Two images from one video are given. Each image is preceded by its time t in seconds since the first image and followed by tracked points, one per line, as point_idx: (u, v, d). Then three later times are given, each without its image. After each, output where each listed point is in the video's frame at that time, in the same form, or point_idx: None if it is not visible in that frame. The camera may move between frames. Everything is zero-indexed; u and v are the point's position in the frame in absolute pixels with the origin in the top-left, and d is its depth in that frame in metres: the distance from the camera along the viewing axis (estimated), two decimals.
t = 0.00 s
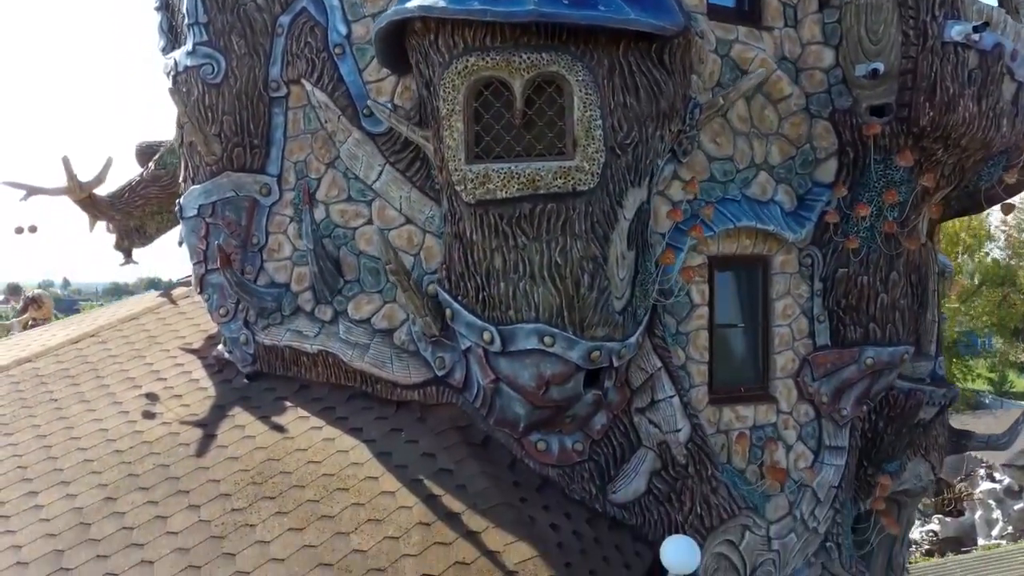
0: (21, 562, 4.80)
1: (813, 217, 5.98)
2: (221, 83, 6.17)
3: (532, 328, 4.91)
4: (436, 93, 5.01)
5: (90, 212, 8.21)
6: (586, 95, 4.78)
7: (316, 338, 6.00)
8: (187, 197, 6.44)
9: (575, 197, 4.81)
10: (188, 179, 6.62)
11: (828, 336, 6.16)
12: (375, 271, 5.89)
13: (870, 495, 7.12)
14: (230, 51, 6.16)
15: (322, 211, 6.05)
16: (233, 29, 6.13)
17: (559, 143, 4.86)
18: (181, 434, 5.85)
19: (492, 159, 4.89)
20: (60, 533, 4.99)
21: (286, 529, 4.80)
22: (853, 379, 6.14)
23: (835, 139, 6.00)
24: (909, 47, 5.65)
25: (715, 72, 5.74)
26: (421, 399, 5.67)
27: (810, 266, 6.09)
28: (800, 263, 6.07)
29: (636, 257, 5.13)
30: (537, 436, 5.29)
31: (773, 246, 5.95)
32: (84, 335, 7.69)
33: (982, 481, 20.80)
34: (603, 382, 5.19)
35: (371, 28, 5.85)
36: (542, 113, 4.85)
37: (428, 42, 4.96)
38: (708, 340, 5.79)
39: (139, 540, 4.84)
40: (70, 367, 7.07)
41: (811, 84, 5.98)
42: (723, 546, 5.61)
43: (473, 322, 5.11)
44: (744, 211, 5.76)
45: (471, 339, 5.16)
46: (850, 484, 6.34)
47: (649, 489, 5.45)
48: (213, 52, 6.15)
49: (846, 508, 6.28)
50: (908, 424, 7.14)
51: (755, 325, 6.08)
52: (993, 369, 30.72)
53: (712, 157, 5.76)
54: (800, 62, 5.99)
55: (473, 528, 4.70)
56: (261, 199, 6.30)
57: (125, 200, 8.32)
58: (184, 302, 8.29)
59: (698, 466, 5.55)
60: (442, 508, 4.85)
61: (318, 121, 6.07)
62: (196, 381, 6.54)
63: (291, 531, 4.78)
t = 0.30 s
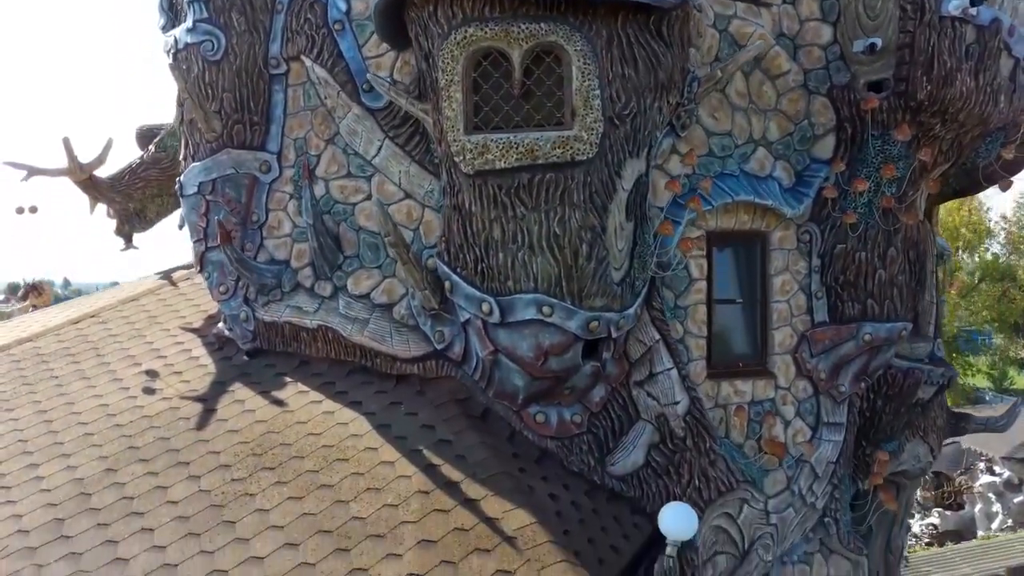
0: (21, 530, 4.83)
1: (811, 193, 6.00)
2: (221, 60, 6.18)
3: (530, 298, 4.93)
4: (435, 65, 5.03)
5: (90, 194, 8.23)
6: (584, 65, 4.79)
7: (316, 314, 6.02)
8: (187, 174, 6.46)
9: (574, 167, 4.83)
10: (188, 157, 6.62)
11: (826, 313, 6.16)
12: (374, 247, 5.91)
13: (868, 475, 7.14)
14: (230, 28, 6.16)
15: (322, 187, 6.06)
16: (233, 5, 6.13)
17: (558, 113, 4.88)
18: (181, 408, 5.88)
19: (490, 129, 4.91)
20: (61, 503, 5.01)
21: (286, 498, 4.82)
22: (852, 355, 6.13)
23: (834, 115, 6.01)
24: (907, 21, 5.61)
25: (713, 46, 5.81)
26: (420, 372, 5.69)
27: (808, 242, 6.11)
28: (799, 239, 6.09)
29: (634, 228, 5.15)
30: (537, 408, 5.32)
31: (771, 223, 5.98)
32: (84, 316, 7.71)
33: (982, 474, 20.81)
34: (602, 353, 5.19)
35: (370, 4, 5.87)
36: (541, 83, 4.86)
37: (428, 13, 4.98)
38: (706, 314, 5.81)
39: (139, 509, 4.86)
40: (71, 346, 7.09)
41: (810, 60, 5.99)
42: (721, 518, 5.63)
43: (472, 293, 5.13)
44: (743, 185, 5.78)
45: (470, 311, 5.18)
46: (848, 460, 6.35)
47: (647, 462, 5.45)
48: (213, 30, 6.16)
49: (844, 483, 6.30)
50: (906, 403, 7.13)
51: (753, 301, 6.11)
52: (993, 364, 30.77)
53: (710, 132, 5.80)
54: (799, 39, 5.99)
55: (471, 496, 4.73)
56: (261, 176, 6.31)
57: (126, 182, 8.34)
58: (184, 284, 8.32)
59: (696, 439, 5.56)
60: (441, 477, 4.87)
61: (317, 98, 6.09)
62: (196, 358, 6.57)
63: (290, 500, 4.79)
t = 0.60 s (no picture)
0: (21, 499, 4.85)
1: (809, 168, 5.99)
2: (221, 38, 6.23)
3: (528, 269, 4.95)
4: (432, 37, 5.04)
5: (90, 176, 8.25)
6: (582, 35, 4.80)
7: (315, 290, 6.04)
8: (186, 152, 6.49)
9: (572, 137, 4.85)
10: (187, 135, 6.64)
11: (824, 289, 6.15)
12: (373, 222, 5.93)
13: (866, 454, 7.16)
14: (229, 5, 6.19)
15: (320, 163, 6.08)
16: None
17: (556, 83, 4.91)
18: (181, 382, 5.90)
19: (488, 100, 4.95)
20: (61, 472, 5.03)
21: (285, 467, 4.84)
22: (849, 331, 6.14)
23: (831, 91, 6.00)
24: None
25: (711, 20, 5.83)
26: (419, 346, 5.71)
27: (806, 219, 6.10)
28: (796, 216, 6.09)
29: (632, 200, 5.17)
30: (535, 380, 5.33)
31: (768, 198, 6.01)
32: (84, 296, 7.73)
33: (983, 467, 20.82)
34: (600, 325, 5.27)
35: None
36: (538, 53, 4.90)
37: None
38: (704, 289, 5.82)
39: (139, 478, 4.88)
40: (70, 324, 7.11)
41: (807, 36, 5.97)
42: (718, 491, 5.66)
43: (470, 265, 5.14)
44: (740, 160, 5.81)
45: (468, 283, 5.20)
46: (845, 436, 6.39)
47: (644, 435, 5.45)
48: (213, 7, 6.20)
49: (841, 459, 6.33)
50: (904, 382, 7.19)
51: (751, 276, 6.13)
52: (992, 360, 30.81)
53: (708, 107, 5.81)
54: (796, 15, 5.97)
55: (469, 464, 4.75)
56: (260, 153, 6.33)
57: (125, 163, 8.36)
58: (184, 266, 8.35)
59: (693, 412, 5.59)
60: (439, 446, 4.90)
61: (316, 74, 6.10)
62: (195, 335, 6.59)
63: (289, 469, 4.81)
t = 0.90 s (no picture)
0: (21, 469, 4.87)
1: (806, 145, 6.02)
2: (219, 16, 6.26)
3: (526, 241, 4.97)
4: (431, 10, 5.08)
5: (90, 159, 8.28)
6: (579, 7, 4.83)
7: (313, 267, 6.05)
8: (185, 131, 6.53)
9: (569, 108, 4.87)
10: (186, 114, 6.67)
11: (821, 266, 6.18)
12: (371, 198, 5.94)
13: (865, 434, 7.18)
14: None
15: (319, 141, 6.10)
16: None
17: (554, 55, 4.93)
18: (180, 358, 5.92)
19: (486, 72, 4.97)
20: (61, 444, 5.06)
21: (283, 438, 4.85)
22: (847, 308, 6.15)
23: (829, 68, 6.03)
24: None
25: None
26: (417, 321, 5.72)
27: (804, 196, 6.13)
28: (794, 193, 6.12)
29: (629, 173, 5.19)
30: (532, 354, 5.35)
31: (766, 174, 6.02)
32: (84, 278, 7.76)
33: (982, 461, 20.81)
34: (597, 297, 5.26)
35: None
36: (536, 25, 4.96)
37: None
38: (702, 265, 5.83)
39: (138, 449, 4.90)
40: (70, 305, 7.13)
41: (805, 14, 6.00)
42: (716, 466, 5.67)
43: (469, 238, 5.16)
44: (738, 136, 5.81)
45: (466, 257, 5.22)
46: (843, 414, 6.42)
47: (642, 409, 5.45)
48: None
49: (838, 436, 6.36)
50: (902, 362, 7.20)
51: (748, 253, 6.14)
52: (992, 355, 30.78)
53: (706, 83, 5.82)
54: None
55: (467, 434, 4.77)
56: (259, 131, 6.34)
57: (125, 146, 8.39)
58: (184, 249, 8.37)
59: (691, 386, 5.59)
60: (437, 417, 4.92)
61: (314, 52, 6.12)
62: (195, 313, 6.61)
63: (288, 439, 4.83)
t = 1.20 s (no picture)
0: (20, 440, 4.89)
1: (803, 123, 6.01)
2: None
3: (523, 213, 4.99)
4: None
5: (90, 142, 8.30)
6: None
7: (312, 244, 6.06)
8: (184, 110, 6.53)
9: (567, 80, 4.87)
10: (185, 93, 6.69)
11: (819, 244, 6.19)
12: (369, 175, 5.95)
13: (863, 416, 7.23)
14: None
15: (317, 119, 6.11)
16: None
17: (552, 28, 4.94)
18: (179, 335, 5.94)
19: (483, 45, 4.98)
20: (59, 416, 5.07)
21: (281, 409, 4.87)
22: (844, 286, 6.16)
23: (827, 46, 6.02)
24: None
25: None
26: (415, 297, 5.73)
27: (801, 173, 6.13)
28: (792, 171, 6.12)
29: (627, 146, 5.21)
30: (530, 328, 5.36)
31: (763, 152, 6.03)
32: (84, 260, 7.77)
33: (982, 454, 20.81)
34: (594, 272, 5.30)
35: None
36: None
37: None
38: (699, 241, 5.82)
39: (136, 420, 4.92)
40: (70, 285, 7.15)
41: None
42: (713, 441, 5.68)
43: (466, 212, 5.17)
44: (735, 112, 5.81)
45: (464, 230, 5.23)
46: (840, 392, 6.45)
47: (640, 384, 5.45)
48: None
49: (836, 414, 6.36)
50: (901, 343, 7.21)
51: (746, 231, 6.15)
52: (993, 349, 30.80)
53: (704, 59, 5.83)
54: None
55: (465, 405, 4.79)
56: (258, 110, 6.36)
57: (125, 130, 8.41)
58: (183, 233, 8.38)
59: (688, 361, 5.59)
60: (435, 389, 4.94)
61: (313, 30, 6.15)
62: (194, 292, 6.62)
63: (285, 410, 4.85)
